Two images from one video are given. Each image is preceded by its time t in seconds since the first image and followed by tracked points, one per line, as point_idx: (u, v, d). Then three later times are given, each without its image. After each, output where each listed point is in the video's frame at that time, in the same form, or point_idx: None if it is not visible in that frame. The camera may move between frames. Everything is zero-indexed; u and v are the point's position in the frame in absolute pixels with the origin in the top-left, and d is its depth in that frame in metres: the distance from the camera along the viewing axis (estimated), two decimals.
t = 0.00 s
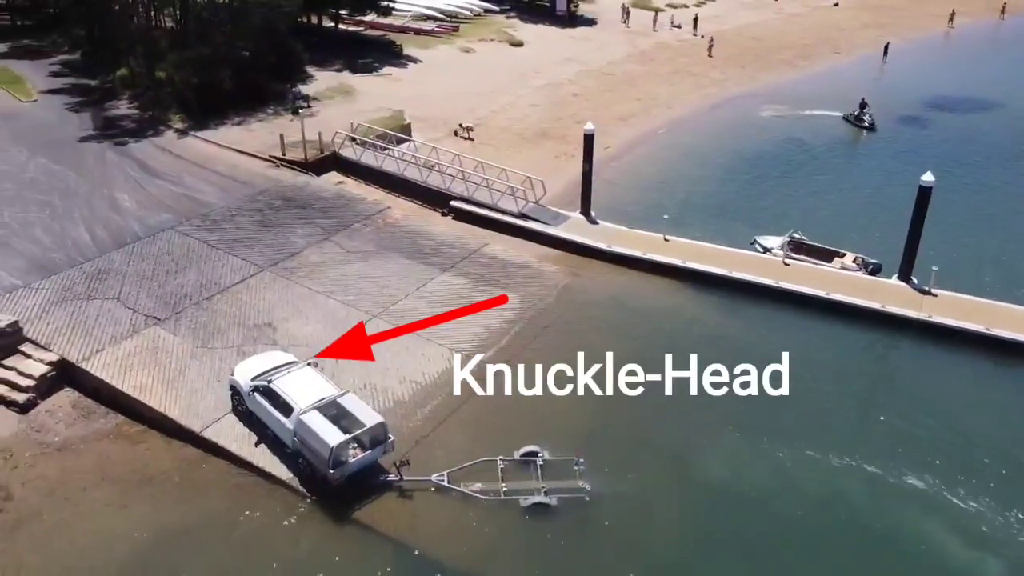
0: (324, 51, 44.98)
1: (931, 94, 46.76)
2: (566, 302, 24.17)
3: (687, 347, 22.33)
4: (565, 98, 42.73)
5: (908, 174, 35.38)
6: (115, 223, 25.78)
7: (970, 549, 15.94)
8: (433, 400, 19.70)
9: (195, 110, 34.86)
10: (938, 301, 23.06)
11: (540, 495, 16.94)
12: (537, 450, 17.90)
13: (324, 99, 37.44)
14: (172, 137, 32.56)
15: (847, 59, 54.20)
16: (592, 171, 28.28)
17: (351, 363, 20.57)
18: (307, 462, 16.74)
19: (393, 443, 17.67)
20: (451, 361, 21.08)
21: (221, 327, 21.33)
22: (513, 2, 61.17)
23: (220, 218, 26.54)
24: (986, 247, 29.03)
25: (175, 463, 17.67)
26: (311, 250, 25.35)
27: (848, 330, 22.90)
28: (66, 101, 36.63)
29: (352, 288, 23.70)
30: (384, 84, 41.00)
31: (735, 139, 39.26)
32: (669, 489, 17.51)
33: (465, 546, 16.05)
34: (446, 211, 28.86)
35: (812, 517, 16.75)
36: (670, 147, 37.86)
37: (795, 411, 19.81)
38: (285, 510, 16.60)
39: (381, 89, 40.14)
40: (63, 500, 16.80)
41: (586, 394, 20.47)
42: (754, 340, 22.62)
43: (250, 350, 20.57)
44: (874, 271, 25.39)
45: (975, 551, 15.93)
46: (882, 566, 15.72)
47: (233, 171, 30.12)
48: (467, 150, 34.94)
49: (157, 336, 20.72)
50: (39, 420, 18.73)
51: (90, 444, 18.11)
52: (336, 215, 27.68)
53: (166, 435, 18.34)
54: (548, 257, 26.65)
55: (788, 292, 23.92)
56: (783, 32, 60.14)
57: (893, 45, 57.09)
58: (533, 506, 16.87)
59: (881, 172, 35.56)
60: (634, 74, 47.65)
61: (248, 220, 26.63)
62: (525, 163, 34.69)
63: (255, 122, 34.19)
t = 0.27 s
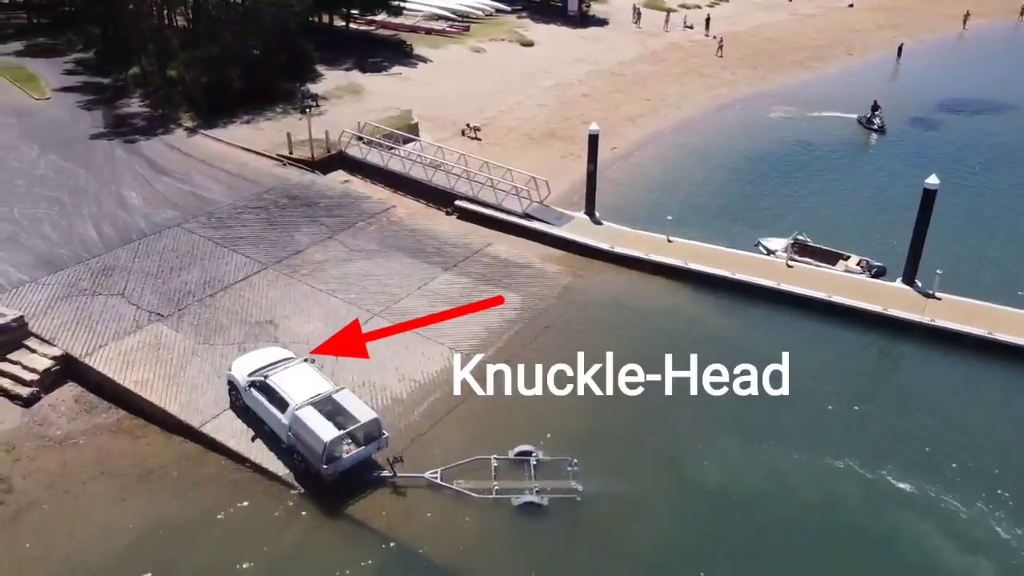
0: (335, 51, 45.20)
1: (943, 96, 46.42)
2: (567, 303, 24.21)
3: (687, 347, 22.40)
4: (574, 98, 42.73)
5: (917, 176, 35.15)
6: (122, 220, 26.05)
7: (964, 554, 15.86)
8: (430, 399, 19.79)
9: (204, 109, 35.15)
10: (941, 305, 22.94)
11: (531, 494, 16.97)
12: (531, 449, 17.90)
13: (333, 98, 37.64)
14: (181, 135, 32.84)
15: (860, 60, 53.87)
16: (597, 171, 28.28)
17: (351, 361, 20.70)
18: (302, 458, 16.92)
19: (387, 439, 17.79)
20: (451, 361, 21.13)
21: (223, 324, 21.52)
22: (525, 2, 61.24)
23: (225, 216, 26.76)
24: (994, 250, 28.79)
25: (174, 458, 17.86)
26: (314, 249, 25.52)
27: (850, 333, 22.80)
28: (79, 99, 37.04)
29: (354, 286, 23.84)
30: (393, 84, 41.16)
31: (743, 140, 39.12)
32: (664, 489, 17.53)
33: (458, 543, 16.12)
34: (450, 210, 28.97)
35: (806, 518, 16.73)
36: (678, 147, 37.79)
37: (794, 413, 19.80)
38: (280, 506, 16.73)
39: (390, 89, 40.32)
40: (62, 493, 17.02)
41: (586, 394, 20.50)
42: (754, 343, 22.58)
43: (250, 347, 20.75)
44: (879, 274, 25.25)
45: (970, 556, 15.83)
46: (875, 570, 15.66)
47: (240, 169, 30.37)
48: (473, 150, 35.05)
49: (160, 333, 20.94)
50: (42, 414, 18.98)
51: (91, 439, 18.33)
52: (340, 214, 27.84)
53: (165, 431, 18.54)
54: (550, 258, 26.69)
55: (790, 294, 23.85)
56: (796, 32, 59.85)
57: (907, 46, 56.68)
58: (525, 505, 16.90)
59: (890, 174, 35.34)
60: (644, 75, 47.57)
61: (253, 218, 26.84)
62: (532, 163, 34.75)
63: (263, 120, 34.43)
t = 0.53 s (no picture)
0: (343, 50, 45.39)
1: (953, 99, 46.17)
2: (567, 303, 24.23)
3: (688, 347, 22.49)
4: (581, 99, 42.74)
5: (924, 179, 34.97)
6: (128, 217, 26.29)
7: (957, 557, 15.80)
8: (427, 397, 19.86)
9: (212, 107, 35.41)
10: (942, 308, 22.85)
11: (521, 493, 17.04)
12: (524, 449, 17.90)
13: (340, 97, 37.84)
14: (189, 133, 33.09)
15: (870, 61, 53.59)
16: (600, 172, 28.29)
17: (349, 358, 20.82)
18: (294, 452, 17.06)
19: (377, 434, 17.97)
20: (450, 361, 21.17)
21: (224, 321, 21.69)
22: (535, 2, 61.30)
23: (229, 214, 26.96)
24: (1000, 254, 28.61)
25: (171, 453, 18.03)
26: (317, 247, 25.66)
27: (850, 336, 22.75)
28: (89, 97, 37.40)
29: (355, 284, 23.98)
30: (401, 83, 41.32)
31: (750, 141, 39.02)
32: (658, 489, 17.56)
33: (449, 540, 16.22)
34: (453, 209, 29.06)
35: (799, 519, 16.71)
36: (684, 148, 37.74)
37: (793, 415, 19.81)
38: (275, 502, 16.86)
39: (397, 88, 40.48)
40: (61, 486, 17.22)
41: (586, 394, 20.54)
42: (753, 345, 22.59)
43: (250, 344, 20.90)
44: (881, 276, 25.14)
45: (964, 559, 15.77)
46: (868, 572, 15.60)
47: (245, 167, 30.59)
48: (478, 150, 35.15)
49: (161, 329, 21.14)
50: (43, 408, 19.20)
51: (90, 433, 18.53)
52: (344, 212, 27.99)
53: (164, 426, 18.72)
54: (552, 257, 26.72)
55: (791, 296, 23.80)
56: (807, 33, 59.59)
57: (918, 47, 56.36)
58: (514, 504, 16.95)
59: (897, 177, 35.15)
60: (652, 75, 47.50)
61: (257, 216, 27.01)
62: (536, 163, 34.79)
63: (270, 119, 34.65)
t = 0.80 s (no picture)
0: (352, 49, 45.54)
1: (963, 101, 45.89)
2: (567, 303, 24.27)
3: (688, 347, 22.52)
4: (587, 99, 42.73)
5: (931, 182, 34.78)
6: (132, 215, 26.54)
7: (949, 560, 15.83)
8: (423, 396, 19.96)
9: (218, 106, 35.67)
10: (943, 311, 22.73)
11: (507, 492, 17.02)
12: (513, 448, 18.00)
13: (346, 97, 38.03)
14: (195, 132, 33.33)
15: (881, 63, 53.32)
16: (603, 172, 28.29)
17: (347, 356, 20.94)
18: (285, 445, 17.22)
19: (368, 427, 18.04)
20: (451, 361, 21.22)
21: (224, 318, 21.86)
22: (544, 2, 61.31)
23: (232, 212, 27.14)
24: (1005, 258, 28.45)
25: (169, 448, 18.20)
26: (319, 245, 25.81)
27: (849, 339, 22.68)
28: (98, 95, 37.74)
29: (355, 283, 24.10)
30: (407, 83, 41.48)
31: (757, 142, 38.92)
32: (651, 489, 17.59)
33: (439, 537, 16.29)
34: (456, 209, 29.15)
35: (793, 521, 16.74)
36: (689, 149, 37.69)
37: (792, 418, 19.78)
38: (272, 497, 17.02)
39: (403, 88, 40.62)
40: (59, 480, 17.43)
41: (586, 394, 20.58)
42: (752, 347, 22.56)
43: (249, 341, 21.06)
44: (883, 279, 25.04)
45: (956, 563, 15.77)
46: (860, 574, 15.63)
47: (250, 165, 30.80)
48: (483, 150, 35.24)
49: (161, 326, 21.32)
50: (44, 403, 19.43)
51: (90, 427, 18.74)
52: (347, 211, 28.14)
53: (162, 421, 18.90)
54: (553, 257, 26.77)
55: (792, 298, 23.73)
56: (818, 34, 59.32)
57: (929, 49, 56.05)
58: (499, 503, 16.91)
59: (903, 179, 35.00)
60: (659, 76, 47.41)
61: (260, 214, 27.20)
62: (541, 163, 34.83)
63: (276, 118, 34.87)
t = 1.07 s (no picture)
0: (359, 48, 45.66)
1: (972, 103, 45.56)
2: (566, 302, 24.27)
3: (687, 346, 22.51)
4: (593, 99, 42.71)
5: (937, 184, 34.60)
6: (136, 212, 26.73)
7: (941, 566, 15.86)
8: (418, 394, 20.02)
9: (225, 104, 35.88)
10: (944, 313, 22.61)
11: (489, 489, 17.15)
12: (500, 446, 18.12)
13: (352, 96, 38.18)
14: (201, 130, 33.54)
15: (891, 64, 52.99)
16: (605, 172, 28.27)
17: (345, 354, 21.03)
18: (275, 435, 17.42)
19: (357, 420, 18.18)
20: (451, 361, 21.24)
21: (223, 315, 21.98)
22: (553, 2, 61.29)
23: (235, 210, 27.31)
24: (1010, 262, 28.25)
25: (166, 444, 18.34)
26: (320, 243, 25.93)
27: (848, 340, 22.58)
28: (107, 93, 38.03)
29: (355, 281, 24.19)
30: (413, 82, 41.58)
31: (762, 143, 38.78)
32: (643, 489, 17.63)
33: (432, 536, 16.36)
34: (458, 208, 29.20)
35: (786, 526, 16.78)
36: (695, 150, 37.59)
37: (789, 420, 19.74)
38: (268, 492, 17.13)
39: (409, 87, 40.72)
40: (56, 474, 17.59)
41: (586, 394, 20.57)
42: (751, 348, 22.51)
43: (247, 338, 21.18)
44: (885, 280, 24.93)
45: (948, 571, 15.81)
46: None
47: (254, 163, 30.97)
48: (487, 150, 35.28)
49: (161, 322, 21.47)
50: (44, 397, 19.61)
51: (88, 422, 18.90)
52: (349, 209, 28.25)
53: (159, 417, 19.04)
54: (553, 257, 26.77)
55: (792, 299, 23.64)
56: (828, 34, 59.02)
57: (940, 50, 55.68)
58: (480, 500, 17.08)
59: (909, 181, 34.81)
60: (667, 76, 47.31)
61: (263, 212, 27.34)
62: (545, 163, 34.83)
63: (281, 116, 35.04)
